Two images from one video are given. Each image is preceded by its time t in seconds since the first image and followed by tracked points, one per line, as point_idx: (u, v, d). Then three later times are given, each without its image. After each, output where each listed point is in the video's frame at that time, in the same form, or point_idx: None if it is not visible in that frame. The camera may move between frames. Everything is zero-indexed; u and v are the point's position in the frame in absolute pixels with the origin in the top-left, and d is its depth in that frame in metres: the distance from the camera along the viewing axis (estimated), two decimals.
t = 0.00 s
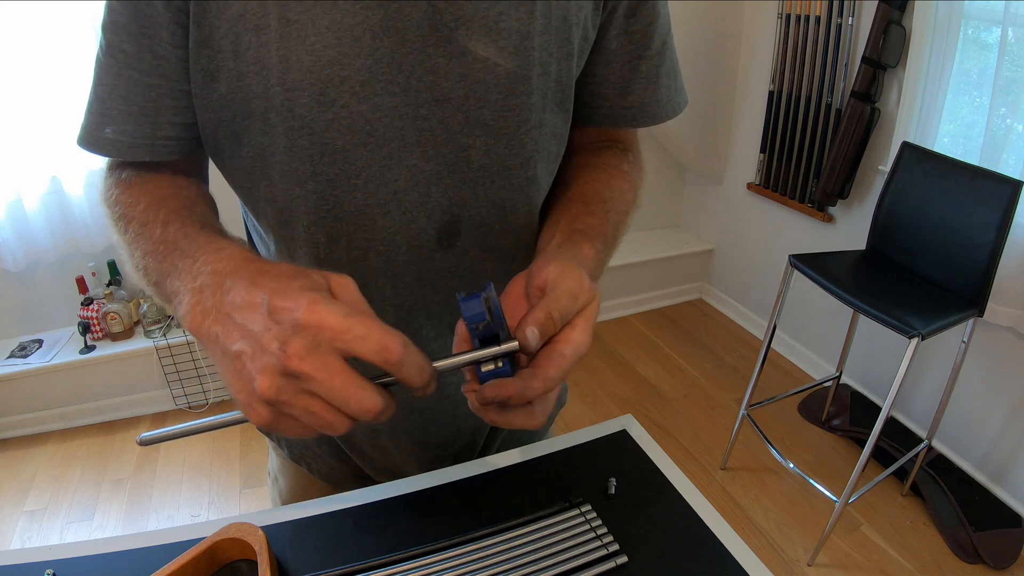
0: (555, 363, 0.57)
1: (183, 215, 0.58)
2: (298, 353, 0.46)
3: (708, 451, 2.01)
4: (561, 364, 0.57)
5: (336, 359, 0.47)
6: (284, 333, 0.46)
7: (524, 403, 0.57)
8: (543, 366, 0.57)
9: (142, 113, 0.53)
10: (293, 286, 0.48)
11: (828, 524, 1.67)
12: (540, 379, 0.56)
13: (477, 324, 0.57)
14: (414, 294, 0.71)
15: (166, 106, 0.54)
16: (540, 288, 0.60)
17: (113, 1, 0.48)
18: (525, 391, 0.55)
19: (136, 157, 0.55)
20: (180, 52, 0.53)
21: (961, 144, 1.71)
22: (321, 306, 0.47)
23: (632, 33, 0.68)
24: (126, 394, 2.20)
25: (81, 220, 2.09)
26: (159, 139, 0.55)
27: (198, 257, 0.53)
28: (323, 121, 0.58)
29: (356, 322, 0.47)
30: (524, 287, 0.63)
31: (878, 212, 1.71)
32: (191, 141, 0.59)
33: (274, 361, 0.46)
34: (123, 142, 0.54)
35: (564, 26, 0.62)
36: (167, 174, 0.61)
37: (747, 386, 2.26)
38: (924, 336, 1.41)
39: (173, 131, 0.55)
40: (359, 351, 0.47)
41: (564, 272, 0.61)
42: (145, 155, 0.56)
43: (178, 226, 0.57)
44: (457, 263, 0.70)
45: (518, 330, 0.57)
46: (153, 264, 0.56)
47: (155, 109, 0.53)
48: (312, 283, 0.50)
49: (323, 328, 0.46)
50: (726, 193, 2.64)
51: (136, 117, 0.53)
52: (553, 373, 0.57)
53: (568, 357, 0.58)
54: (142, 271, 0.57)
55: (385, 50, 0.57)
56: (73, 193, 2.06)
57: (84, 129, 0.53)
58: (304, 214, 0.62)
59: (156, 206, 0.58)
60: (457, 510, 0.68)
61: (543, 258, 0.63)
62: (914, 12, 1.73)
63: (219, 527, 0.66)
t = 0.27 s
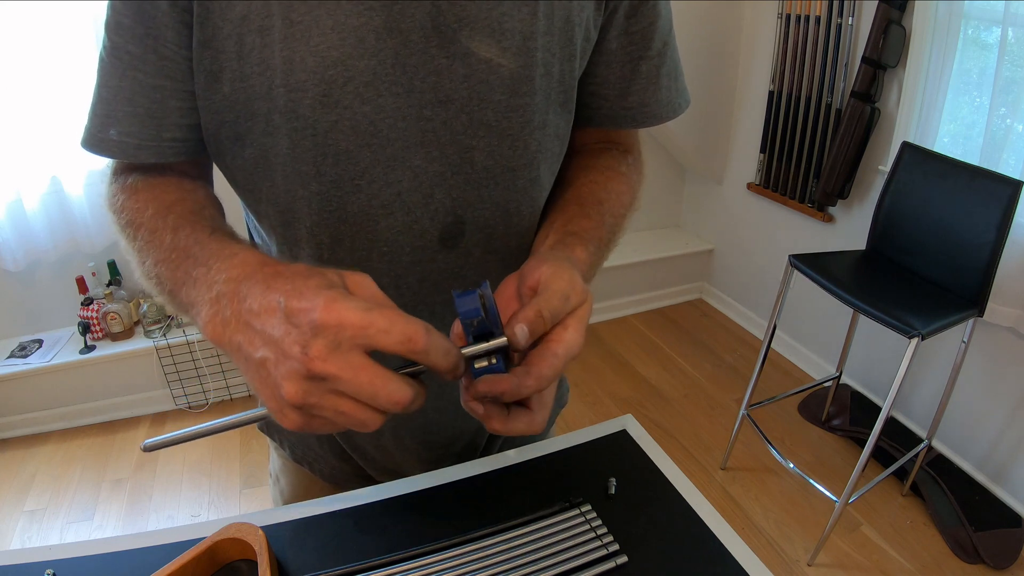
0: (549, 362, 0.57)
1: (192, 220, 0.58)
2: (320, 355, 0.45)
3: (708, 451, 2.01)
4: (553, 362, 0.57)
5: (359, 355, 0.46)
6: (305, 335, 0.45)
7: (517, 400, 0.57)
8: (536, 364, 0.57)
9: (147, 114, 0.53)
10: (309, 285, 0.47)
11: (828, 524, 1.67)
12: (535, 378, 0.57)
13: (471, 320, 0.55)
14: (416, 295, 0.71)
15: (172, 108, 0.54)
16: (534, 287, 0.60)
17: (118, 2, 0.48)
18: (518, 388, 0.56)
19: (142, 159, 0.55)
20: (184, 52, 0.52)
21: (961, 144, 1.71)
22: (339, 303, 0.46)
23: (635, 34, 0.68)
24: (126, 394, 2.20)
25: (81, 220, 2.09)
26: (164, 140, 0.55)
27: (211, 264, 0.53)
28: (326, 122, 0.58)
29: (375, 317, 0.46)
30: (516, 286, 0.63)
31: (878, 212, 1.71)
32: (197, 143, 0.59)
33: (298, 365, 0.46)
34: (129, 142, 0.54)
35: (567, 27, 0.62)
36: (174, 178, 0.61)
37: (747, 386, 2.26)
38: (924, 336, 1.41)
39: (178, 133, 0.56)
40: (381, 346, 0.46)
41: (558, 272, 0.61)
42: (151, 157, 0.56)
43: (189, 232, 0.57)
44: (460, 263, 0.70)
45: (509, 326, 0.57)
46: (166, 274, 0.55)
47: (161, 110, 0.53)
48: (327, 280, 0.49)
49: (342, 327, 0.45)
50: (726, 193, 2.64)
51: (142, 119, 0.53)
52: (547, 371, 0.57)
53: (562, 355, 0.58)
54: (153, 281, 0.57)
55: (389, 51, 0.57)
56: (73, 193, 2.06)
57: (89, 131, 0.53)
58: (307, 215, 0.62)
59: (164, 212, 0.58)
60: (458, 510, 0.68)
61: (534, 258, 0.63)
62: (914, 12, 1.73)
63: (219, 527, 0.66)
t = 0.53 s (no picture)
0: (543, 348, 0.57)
1: (195, 219, 0.58)
2: (322, 358, 0.45)
3: (708, 451, 2.01)
4: (548, 346, 0.57)
5: (360, 356, 0.47)
6: (306, 338, 0.45)
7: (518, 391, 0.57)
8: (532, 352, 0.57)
9: (149, 114, 0.53)
10: (309, 286, 0.47)
11: (828, 524, 1.67)
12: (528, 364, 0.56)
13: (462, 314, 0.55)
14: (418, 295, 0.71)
15: (174, 107, 0.54)
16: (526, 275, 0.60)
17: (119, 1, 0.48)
18: (516, 380, 0.56)
19: (145, 158, 0.56)
20: (185, 51, 0.52)
21: (961, 144, 1.71)
22: (339, 305, 0.45)
23: (637, 33, 0.68)
24: (126, 394, 2.20)
25: (81, 220, 2.09)
26: (166, 139, 0.55)
27: (214, 264, 0.53)
28: (328, 122, 0.58)
29: (376, 319, 0.46)
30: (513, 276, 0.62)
31: (878, 212, 1.71)
32: (198, 142, 0.59)
33: (299, 368, 0.46)
34: (130, 142, 0.54)
35: (570, 27, 0.62)
36: (177, 178, 0.61)
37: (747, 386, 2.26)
38: (924, 336, 1.41)
39: (180, 131, 0.56)
40: (382, 347, 0.47)
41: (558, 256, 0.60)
42: (154, 156, 0.56)
43: (192, 231, 0.57)
44: (461, 263, 0.70)
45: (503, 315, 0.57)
46: (170, 276, 0.55)
47: (163, 109, 0.53)
48: (327, 280, 0.49)
49: (343, 329, 0.45)
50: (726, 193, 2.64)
51: (143, 117, 0.53)
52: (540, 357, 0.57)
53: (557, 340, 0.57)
54: (159, 282, 0.57)
55: (391, 50, 0.57)
56: (73, 193, 2.06)
57: (91, 129, 0.53)
58: (308, 215, 0.62)
59: (167, 212, 0.58)
60: (458, 510, 0.68)
61: (533, 250, 0.64)
62: (914, 12, 1.73)
63: (219, 527, 0.66)
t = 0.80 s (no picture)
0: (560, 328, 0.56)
1: (195, 219, 0.58)
2: (322, 348, 0.45)
3: (708, 451, 2.01)
4: (562, 327, 0.56)
5: (359, 343, 0.46)
6: (306, 329, 0.45)
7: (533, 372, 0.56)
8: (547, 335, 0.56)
9: (149, 116, 0.53)
10: (306, 276, 0.47)
11: (828, 524, 1.67)
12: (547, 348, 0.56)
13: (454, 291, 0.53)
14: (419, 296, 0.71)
15: (173, 109, 0.54)
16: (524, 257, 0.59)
17: (118, 2, 0.48)
18: (530, 361, 0.55)
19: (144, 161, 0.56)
20: (184, 52, 0.52)
21: (961, 144, 1.71)
22: (334, 293, 0.45)
23: (639, 34, 0.68)
24: (126, 394, 2.20)
25: (81, 220, 2.09)
26: (166, 141, 0.55)
27: (213, 262, 0.53)
28: (328, 123, 0.57)
29: (369, 305, 0.45)
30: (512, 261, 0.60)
31: (878, 212, 1.71)
32: (198, 144, 0.59)
33: (301, 358, 0.45)
34: (130, 145, 0.54)
35: (571, 27, 0.62)
36: (177, 177, 0.61)
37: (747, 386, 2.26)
38: (924, 336, 1.41)
39: (180, 134, 0.56)
40: (379, 333, 0.45)
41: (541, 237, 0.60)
42: (153, 159, 0.56)
43: (192, 230, 0.57)
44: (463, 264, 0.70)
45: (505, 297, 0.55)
46: (171, 274, 0.56)
47: (162, 112, 0.53)
48: (325, 268, 0.48)
49: (338, 318, 0.44)
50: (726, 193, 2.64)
51: (142, 120, 0.53)
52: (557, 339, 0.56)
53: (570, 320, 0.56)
54: (160, 281, 0.57)
55: (392, 50, 0.57)
56: (73, 193, 2.06)
57: (90, 133, 0.53)
58: (309, 217, 0.62)
59: (167, 212, 0.58)
60: (459, 510, 0.68)
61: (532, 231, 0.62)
62: (914, 12, 1.73)
63: (219, 527, 0.66)
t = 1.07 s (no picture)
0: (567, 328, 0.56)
1: (194, 220, 0.58)
2: (320, 343, 0.45)
3: (708, 451, 2.01)
4: (568, 325, 0.56)
5: (355, 336, 0.46)
6: (302, 325, 0.45)
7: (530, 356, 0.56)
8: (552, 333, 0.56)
9: (146, 117, 0.53)
10: (300, 273, 0.47)
11: (828, 524, 1.67)
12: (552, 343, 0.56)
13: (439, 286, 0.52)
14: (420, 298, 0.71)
15: (170, 110, 0.54)
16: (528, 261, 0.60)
17: (116, 3, 0.48)
18: (526, 341, 0.55)
19: (140, 161, 0.56)
20: (183, 53, 0.52)
21: (961, 144, 1.71)
22: (326, 287, 0.45)
23: (640, 34, 0.68)
24: (126, 394, 2.20)
25: (81, 220, 2.09)
26: (163, 142, 0.55)
27: (213, 264, 0.53)
28: (329, 124, 0.57)
29: (360, 297, 0.45)
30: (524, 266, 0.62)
31: (878, 212, 1.71)
32: (197, 144, 0.59)
33: (301, 356, 0.45)
34: (128, 145, 0.54)
35: (574, 28, 0.62)
36: (177, 178, 0.61)
37: (747, 386, 2.26)
38: (924, 336, 1.41)
39: (177, 134, 0.56)
40: (372, 324, 0.45)
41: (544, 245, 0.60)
42: (150, 160, 0.56)
43: (190, 232, 0.57)
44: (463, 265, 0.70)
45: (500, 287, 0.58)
46: (170, 275, 0.56)
47: (159, 113, 0.54)
48: (317, 265, 0.48)
49: (331, 312, 0.45)
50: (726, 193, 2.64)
51: (140, 120, 0.53)
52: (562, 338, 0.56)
53: (577, 320, 0.57)
54: (159, 283, 0.57)
55: (393, 50, 0.57)
56: (73, 193, 2.06)
57: (87, 133, 0.54)
58: (310, 218, 0.62)
59: (166, 214, 0.59)
60: (459, 510, 0.68)
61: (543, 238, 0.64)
62: (914, 12, 1.73)
63: (219, 527, 0.66)
